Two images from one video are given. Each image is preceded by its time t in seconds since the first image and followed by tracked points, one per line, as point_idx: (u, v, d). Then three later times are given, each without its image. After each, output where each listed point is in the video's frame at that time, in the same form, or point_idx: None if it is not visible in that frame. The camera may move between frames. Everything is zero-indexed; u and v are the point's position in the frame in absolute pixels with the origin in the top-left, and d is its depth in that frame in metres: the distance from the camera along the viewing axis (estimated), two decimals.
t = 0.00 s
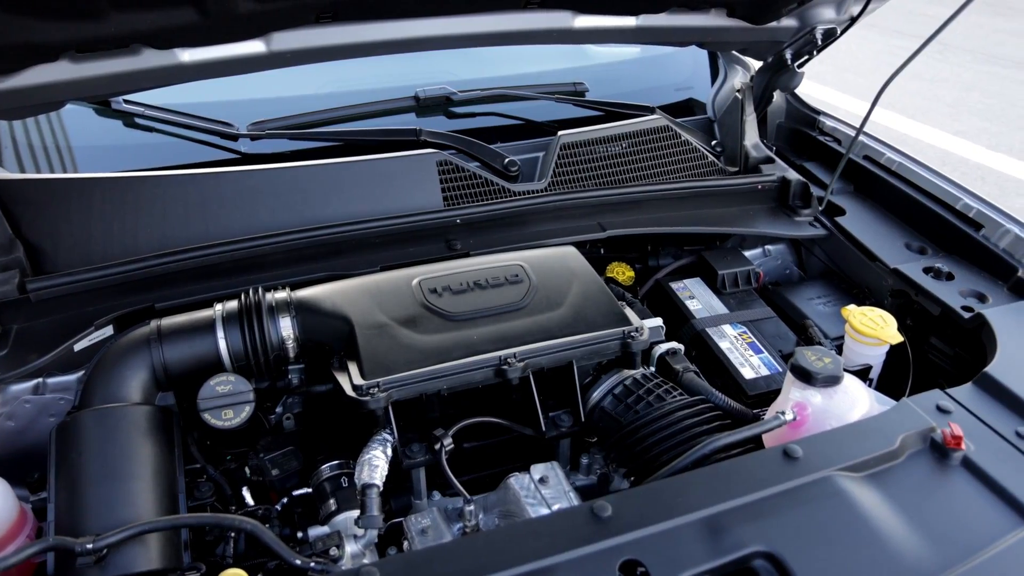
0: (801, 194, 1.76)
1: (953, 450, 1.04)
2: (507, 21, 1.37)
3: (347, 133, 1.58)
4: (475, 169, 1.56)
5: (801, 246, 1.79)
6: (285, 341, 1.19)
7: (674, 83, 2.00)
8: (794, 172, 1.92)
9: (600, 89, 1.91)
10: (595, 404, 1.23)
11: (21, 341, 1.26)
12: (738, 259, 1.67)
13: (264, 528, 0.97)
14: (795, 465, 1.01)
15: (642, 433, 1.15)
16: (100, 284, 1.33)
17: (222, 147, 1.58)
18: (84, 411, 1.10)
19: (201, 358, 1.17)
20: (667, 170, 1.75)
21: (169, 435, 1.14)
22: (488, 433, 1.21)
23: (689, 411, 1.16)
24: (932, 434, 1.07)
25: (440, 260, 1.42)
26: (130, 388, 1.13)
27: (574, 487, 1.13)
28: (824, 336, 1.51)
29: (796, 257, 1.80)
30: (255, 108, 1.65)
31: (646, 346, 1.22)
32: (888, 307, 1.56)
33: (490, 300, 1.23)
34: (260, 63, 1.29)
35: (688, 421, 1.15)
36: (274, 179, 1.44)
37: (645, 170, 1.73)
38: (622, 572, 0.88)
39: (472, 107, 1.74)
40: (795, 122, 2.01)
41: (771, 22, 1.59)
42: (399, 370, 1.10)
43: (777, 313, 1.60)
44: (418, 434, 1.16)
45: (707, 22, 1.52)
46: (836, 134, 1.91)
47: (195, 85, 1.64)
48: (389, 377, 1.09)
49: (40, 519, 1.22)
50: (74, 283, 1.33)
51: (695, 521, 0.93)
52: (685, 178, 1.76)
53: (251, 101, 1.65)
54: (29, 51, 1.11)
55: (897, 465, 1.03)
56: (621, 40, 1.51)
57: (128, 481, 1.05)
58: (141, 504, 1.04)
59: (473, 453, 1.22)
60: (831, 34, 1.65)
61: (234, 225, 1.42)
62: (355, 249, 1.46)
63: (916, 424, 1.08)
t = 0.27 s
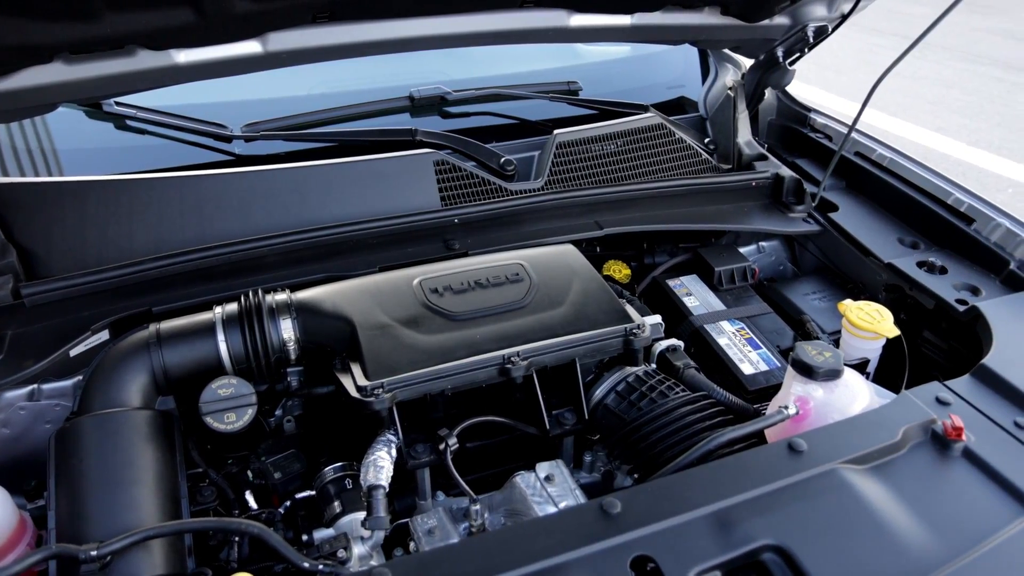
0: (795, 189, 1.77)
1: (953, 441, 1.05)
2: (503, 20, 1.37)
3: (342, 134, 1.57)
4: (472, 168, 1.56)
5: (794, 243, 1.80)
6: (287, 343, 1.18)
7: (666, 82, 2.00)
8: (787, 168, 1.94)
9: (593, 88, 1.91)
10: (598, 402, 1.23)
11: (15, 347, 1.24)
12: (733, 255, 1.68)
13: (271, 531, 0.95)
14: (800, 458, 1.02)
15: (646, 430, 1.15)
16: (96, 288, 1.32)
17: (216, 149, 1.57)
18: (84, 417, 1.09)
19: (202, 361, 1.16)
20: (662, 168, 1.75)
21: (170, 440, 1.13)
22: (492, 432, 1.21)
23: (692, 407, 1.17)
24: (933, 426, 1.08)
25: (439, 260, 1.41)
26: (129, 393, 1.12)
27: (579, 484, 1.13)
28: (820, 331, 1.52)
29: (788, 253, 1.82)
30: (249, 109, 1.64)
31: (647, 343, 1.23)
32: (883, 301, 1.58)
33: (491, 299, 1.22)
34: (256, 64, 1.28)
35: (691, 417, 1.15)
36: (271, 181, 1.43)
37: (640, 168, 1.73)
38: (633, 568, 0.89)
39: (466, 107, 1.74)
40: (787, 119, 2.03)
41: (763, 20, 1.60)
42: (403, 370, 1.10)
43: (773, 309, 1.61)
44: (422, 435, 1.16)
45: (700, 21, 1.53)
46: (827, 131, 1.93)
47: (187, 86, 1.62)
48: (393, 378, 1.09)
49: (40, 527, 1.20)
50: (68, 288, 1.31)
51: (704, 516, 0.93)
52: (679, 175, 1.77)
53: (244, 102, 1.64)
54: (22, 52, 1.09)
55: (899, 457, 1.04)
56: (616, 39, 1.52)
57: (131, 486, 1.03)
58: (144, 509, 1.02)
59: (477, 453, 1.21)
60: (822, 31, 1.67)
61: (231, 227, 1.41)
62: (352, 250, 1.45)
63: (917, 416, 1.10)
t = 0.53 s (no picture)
0: (789, 185, 1.78)
1: (955, 432, 1.07)
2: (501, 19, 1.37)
3: (339, 134, 1.57)
4: (470, 167, 1.56)
5: (789, 239, 1.81)
6: (290, 344, 1.17)
7: (658, 79, 2.02)
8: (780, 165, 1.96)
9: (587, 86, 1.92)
10: (602, 398, 1.25)
11: (14, 352, 1.23)
12: (730, 251, 1.69)
13: (281, 533, 0.95)
14: (806, 451, 1.03)
15: (651, 426, 1.16)
16: (95, 291, 1.31)
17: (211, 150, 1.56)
18: (86, 421, 1.08)
19: (205, 364, 1.15)
20: (658, 166, 1.76)
21: (175, 443, 1.12)
22: (497, 430, 1.21)
23: (696, 402, 1.18)
24: (935, 417, 1.10)
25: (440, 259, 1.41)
26: (132, 397, 1.11)
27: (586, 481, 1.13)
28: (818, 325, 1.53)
29: (783, 248, 1.83)
30: (244, 109, 1.63)
31: (651, 339, 1.23)
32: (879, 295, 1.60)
33: (495, 298, 1.22)
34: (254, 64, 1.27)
35: (696, 412, 1.16)
36: (269, 181, 1.42)
37: (637, 166, 1.74)
38: (646, 563, 0.89)
39: (462, 106, 1.74)
40: (779, 116, 2.05)
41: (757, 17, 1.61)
42: (409, 370, 1.10)
43: (771, 304, 1.62)
44: (429, 434, 1.16)
45: (694, 18, 1.54)
46: (819, 127, 1.95)
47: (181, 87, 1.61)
48: (400, 378, 1.08)
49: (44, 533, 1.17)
50: (66, 291, 1.30)
51: (714, 510, 0.94)
52: (675, 172, 1.78)
53: (239, 102, 1.63)
54: (18, 53, 1.08)
55: (903, 448, 1.05)
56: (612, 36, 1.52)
57: (136, 490, 1.02)
58: (150, 514, 1.01)
59: (483, 452, 1.21)
60: (814, 28, 1.68)
61: (229, 229, 1.40)
62: (352, 250, 1.45)
63: (919, 408, 1.11)
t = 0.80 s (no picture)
0: (784, 181, 1.80)
1: (956, 422, 1.08)
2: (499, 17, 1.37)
3: (336, 133, 1.56)
4: (468, 166, 1.56)
5: (784, 235, 1.83)
6: (294, 345, 1.17)
7: (653, 78, 2.03)
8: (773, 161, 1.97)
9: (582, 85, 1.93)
10: (607, 395, 1.25)
11: (12, 356, 1.21)
12: (726, 248, 1.70)
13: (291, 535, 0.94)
14: (811, 442, 1.04)
15: (656, 421, 1.17)
16: (94, 294, 1.30)
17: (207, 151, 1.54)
18: (89, 425, 1.06)
19: (209, 365, 1.15)
20: (654, 163, 1.77)
21: (179, 446, 1.11)
22: (503, 427, 1.22)
23: (700, 397, 1.19)
24: (936, 408, 1.11)
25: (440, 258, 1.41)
26: (135, 400, 1.10)
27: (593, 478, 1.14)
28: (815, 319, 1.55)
29: (778, 244, 1.84)
30: (239, 110, 1.62)
31: (654, 335, 1.24)
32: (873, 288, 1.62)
33: (498, 296, 1.23)
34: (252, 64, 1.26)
35: (700, 407, 1.17)
36: (267, 182, 1.41)
37: (633, 164, 1.75)
38: (658, 556, 0.90)
39: (459, 105, 1.74)
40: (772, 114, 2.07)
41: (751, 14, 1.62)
42: (416, 368, 1.10)
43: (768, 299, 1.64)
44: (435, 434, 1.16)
45: (689, 16, 1.55)
46: (811, 124, 1.98)
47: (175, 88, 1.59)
48: (407, 376, 1.08)
49: (46, 539, 1.17)
50: (65, 294, 1.30)
51: (724, 502, 0.95)
52: (671, 170, 1.79)
53: (234, 103, 1.62)
54: (14, 53, 1.06)
55: (906, 439, 1.07)
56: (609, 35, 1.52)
57: (142, 494, 1.01)
58: (157, 518, 1.00)
59: (489, 450, 1.22)
60: (807, 25, 1.70)
61: (227, 230, 1.39)
62: (351, 250, 1.45)
63: (920, 399, 1.12)
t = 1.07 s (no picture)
0: (778, 177, 1.82)
1: (957, 411, 1.10)
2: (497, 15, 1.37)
3: (333, 133, 1.55)
4: (467, 164, 1.56)
5: (778, 230, 1.84)
6: (298, 345, 1.16)
7: (646, 75, 2.02)
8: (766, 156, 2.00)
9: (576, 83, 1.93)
10: (612, 390, 1.25)
11: (10, 361, 1.19)
12: (723, 243, 1.71)
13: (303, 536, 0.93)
14: (818, 433, 1.05)
15: (661, 415, 1.17)
16: (92, 297, 1.29)
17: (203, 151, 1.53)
18: (93, 429, 1.05)
19: (212, 367, 1.13)
20: (650, 160, 1.78)
21: (184, 448, 1.10)
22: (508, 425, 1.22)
23: (705, 390, 1.19)
24: (936, 397, 1.13)
25: (441, 257, 1.41)
26: (138, 402, 1.09)
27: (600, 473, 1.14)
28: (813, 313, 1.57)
29: (773, 240, 1.85)
30: (233, 110, 1.60)
31: (658, 330, 1.25)
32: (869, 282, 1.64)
33: (502, 293, 1.23)
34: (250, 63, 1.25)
35: (705, 401, 1.18)
36: (266, 181, 1.40)
37: (629, 161, 1.75)
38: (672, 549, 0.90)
39: (455, 103, 1.74)
40: (764, 109, 2.09)
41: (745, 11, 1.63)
42: (422, 367, 1.09)
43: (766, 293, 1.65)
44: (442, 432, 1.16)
45: (685, 13, 1.55)
46: (803, 120, 2.00)
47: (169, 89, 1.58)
48: (415, 374, 1.08)
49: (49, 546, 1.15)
50: (62, 298, 1.28)
51: (735, 494, 0.95)
52: (667, 166, 1.80)
53: (229, 103, 1.60)
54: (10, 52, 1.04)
55: (909, 428, 1.08)
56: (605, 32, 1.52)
57: (148, 497, 1.00)
58: (164, 521, 0.99)
59: (495, 447, 1.22)
60: (800, 22, 1.71)
61: (226, 230, 1.38)
62: (351, 250, 1.45)
63: (920, 388, 1.14)
